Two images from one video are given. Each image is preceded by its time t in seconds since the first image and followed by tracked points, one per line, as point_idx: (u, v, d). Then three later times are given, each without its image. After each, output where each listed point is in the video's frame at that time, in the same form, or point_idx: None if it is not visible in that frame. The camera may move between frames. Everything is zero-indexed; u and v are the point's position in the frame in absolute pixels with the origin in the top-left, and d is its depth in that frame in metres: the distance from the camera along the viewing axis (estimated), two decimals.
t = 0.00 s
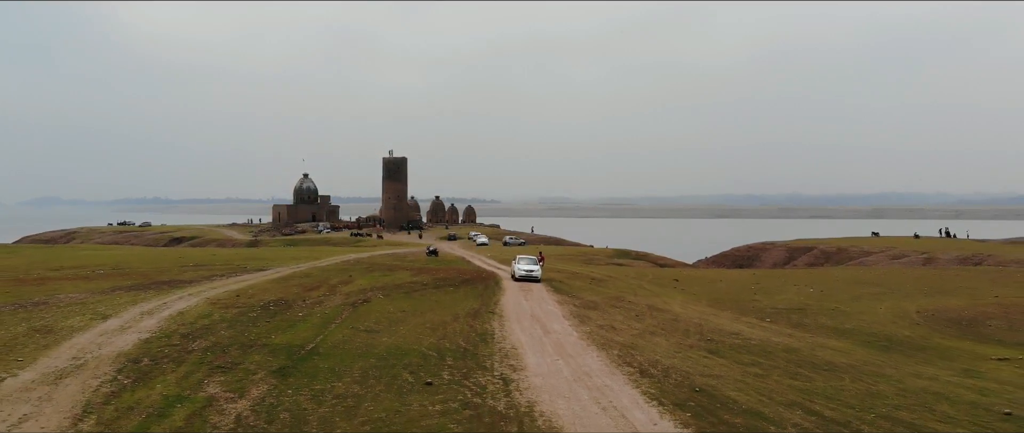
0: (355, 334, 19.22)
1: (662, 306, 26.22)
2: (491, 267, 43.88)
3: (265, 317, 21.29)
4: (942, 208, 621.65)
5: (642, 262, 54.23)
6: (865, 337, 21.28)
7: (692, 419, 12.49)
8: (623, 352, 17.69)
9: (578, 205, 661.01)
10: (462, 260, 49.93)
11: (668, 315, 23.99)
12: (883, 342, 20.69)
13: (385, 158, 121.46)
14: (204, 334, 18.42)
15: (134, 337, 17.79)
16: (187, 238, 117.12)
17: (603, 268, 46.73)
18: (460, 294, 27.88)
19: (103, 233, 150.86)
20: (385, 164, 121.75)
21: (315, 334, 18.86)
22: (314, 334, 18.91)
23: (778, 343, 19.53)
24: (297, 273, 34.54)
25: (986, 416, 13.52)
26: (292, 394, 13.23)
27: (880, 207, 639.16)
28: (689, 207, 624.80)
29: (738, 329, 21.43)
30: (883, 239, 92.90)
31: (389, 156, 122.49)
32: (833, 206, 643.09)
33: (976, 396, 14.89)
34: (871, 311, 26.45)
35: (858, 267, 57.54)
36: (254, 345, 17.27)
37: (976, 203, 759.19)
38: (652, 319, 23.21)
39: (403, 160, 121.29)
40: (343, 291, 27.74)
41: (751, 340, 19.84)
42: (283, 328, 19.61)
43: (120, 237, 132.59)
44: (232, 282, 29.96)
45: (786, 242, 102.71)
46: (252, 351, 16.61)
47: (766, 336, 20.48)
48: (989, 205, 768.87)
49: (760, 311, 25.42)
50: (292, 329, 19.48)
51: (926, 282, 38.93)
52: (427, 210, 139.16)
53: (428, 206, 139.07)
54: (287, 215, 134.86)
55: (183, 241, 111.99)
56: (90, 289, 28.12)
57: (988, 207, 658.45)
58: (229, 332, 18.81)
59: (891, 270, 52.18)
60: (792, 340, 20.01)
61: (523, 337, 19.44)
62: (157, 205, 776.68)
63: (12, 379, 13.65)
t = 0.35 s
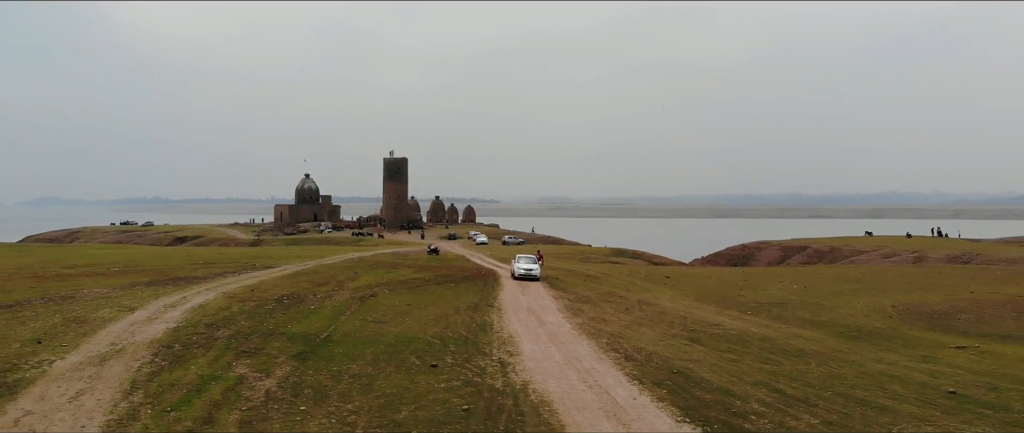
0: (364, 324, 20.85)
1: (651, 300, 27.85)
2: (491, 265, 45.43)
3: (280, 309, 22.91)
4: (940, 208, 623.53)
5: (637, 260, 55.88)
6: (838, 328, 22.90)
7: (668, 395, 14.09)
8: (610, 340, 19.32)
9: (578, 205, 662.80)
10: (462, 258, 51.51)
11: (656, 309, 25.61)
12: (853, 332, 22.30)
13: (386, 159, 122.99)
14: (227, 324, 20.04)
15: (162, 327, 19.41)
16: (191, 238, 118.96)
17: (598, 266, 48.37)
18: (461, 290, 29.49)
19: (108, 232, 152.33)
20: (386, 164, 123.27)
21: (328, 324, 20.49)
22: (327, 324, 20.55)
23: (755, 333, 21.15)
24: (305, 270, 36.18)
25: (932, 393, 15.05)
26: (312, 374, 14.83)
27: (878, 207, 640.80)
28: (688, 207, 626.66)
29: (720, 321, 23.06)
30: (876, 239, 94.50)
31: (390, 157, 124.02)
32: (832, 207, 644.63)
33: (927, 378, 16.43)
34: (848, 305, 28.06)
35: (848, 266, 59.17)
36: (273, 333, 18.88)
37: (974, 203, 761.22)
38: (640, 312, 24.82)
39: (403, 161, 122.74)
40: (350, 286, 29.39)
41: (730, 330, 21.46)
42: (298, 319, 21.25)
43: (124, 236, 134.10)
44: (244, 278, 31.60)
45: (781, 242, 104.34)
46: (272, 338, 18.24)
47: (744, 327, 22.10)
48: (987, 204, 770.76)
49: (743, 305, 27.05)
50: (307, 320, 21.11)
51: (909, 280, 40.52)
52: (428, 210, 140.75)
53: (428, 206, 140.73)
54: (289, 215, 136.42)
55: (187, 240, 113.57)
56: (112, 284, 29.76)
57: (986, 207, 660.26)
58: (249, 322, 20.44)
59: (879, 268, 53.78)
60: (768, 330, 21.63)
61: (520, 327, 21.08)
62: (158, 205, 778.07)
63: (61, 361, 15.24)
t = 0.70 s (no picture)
0: (373, 315, 22.53)
1: (642, 295, 29.50)
2: (490, 263, 47.04)
3: (294, 302, 24.58)
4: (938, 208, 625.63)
5: (632, 259, 57.54)
6: (813, 320, 24.55)
7: (649, 375, 15.76)
8: (600, 330, 20.99)
9: (578, 205, 664.39)
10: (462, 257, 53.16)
11: (645, 303, 27.25)
12: (827, 323, 23.93)
13: (387, 159, 124.53)
14: (246, 315, 21.71)
15: (188, 317, 21.06)
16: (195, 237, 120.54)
17: (594, 264, 50.03)
18: (461, 285, 31.16)
19: (111, 232, 153.86)
20: (387, 165, 124.79)
21: (340, 316, 22.17)
22: (339, 315, 22.22)
23: (735, 324, 22.79)
24: (313, 267, 37.82)
25: (887, 375, 16.64)
26: (330, 358, 16.50)
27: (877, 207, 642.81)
28: (688, 207, 627.85)
29: (704, 313, 24.70)
30: (869, 238, 96.23)
31: (391, 157, 125.56)
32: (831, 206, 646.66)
33: (886, 362, 18.02)
34: (828, 300, 29.70)
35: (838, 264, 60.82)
36: (290, 323, 20.54)
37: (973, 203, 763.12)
38: (630, 305, 26.47)
39: (404, 161, 124.29)
40: (357, 282, 31.08)
41: (712, 322, 23.11)
42: (312, 311, 22.93)
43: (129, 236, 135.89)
44: (256, 274, 33.27)
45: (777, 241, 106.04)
46: (290, 327, 19.91)
47: (726, 319, 23.74)
48: (986, 204, 772.72)
49: (728, 300, 28.68)
50: (320, 312, 22.80)
51: (892, 277, 42.16)
52: (428, 210, 142.43)
53: (429, 206, 142.41)
54: (292, 215, 138.07)
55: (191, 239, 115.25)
56: (131, 280, 31.40)
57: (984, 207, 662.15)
58: (267, 314, 22.12)
59: (867, 266, 55.42)
60: (747, 321, 23.30)
61: (517, 318, 22.79)
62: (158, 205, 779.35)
63: (103, 346, 16.88)
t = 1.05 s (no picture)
0: (381, 308, 24.21)
1: (633, 291, 31.16)
2: (490, 261, 48.65)
3: (306, 297, 26.28)
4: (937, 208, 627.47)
5: (628, 257, 59.22)
6: (792, 313, 26.18)
7: (632, 359, 17.41)
8: (591, 322, 22.64)
9: (577, 205, 665.81)
10: (463, 255, 54.82)
11: (636, 298, 28.91)
12: (805, 316, 25.57)
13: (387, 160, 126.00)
14: (263, 308, 23.38)
15: (209, 310, 22.70)
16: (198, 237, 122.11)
17: (590, 262, 51.70)
18: (462, 281, 32.83)
19: (115, 231, 155.55)
20: (387, 165, 126.28)
21: (350, 309, 23.86)
22: (349, 308, 23.89)
23: (717, 316, 24.45)
24: (320, 265, 39.48)
25: (851, 360, 18.26)
26: (344, 345, 18.17)
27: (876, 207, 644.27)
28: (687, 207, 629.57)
29: (690, 307, 26.39)
30: (862, 237, 97.95)
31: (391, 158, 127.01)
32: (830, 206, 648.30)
33: (853, 349, 19.61)
34: (809, 295, 31.37)
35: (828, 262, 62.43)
36: (304, 315, 22.22)
37: (972, 203, 765.11)
38: (621, 300, 28.12)
39: (404, 162, 125.79)
40: (364, 278, 32.79)
41: (697, 314, 24.76)
42: (324, 304, 24.60)
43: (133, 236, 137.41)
44: (266, 272, 34.95)
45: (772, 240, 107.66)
46: (305, 319, 21.57)
47: (710, 312, 25.37)
48: (985, 204, 774.50)
49: (714, 295, 30.34)
50: (331, 305, 24.48)
51: (877, 275, 43.77)
52: (429, 210, 144.13)
53: (429, 206, 144.09)
54: (294, 215, 139.68)
55: (195, 239, 116.95)
56: (149, 277, 33.04)
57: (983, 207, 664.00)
58: (282, 306, 23.81)
59: (855, 265, 57.06)
60: (730, 314, 24.93)
61: (515, 311, 24.48)
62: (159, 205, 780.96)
63: (137, 334, 18.54)
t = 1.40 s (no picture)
0: (388, 302, 25.90)
1: (625, 287, 32.83)
2: (490, 260, 50.27)
3: (316, 291, 27.95)
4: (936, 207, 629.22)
5: (624, 256, 60.87)
6: (774, 306, 27.85)
7: (619, 347, 19.09)
8: (583, 314, 24.31)
9: (577, 205, 667.34)
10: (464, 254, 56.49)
11: (628, 293, 30.59)
12: (785, 309, 27.24)
13: (388, 161, 127.49)
14: (278, 301, 25.05)
15: (227, 303, 24.35)
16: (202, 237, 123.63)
17: (587, 260, 53.36)
18: (463, 278, 34.53)
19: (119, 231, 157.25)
20: (388, 166, 127.77)
21: (358, 302, 25.53)
22: (358, 302, 25.57)
23: (703, 310, 26.11)
24: (327, 263, 41.16)
25: (820, 347, 19.92)
26: (356, 333, 19.85)
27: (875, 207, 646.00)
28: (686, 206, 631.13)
29: (677, 301, 28.07)
30: (856, 237, 99.58)
31: (392, 159, 128.50)
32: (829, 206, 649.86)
33: (824, 338, 21.27)
34: (792, 291, 33.04)
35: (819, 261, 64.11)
36: (317, 307, 23.89)
37: (971, 203, 766.98)
38: (613, 295, 29.79)
39: (404, 162, 127.24)
40: (370, 275, 34.49)
41: (683, 308, 26.44)
42: (334, 298, 26.28)
43: (138, 236, 138.99)
44: (276, 269, 36.57)
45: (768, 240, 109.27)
46: (318, 311, 23.24)
47: (696, 306, 27.04)
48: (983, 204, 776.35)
49: (702, 291, 32.02)
50: (340, 299, 26.16)
51: (863, 273, 45.41)
52: (429, 210, 145.70)
53: (430, 206, 145.70)
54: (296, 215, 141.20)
55: (199, 239, 118.57)
56: (164, 274, 34.66)
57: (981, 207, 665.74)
58: (295, 300, 25.47)
59: (844, 263, 58.75)
60: (714, 308, 26.61)
61: (513, 304, 26.17)
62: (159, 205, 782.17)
63: (165, 324, 20.21)
